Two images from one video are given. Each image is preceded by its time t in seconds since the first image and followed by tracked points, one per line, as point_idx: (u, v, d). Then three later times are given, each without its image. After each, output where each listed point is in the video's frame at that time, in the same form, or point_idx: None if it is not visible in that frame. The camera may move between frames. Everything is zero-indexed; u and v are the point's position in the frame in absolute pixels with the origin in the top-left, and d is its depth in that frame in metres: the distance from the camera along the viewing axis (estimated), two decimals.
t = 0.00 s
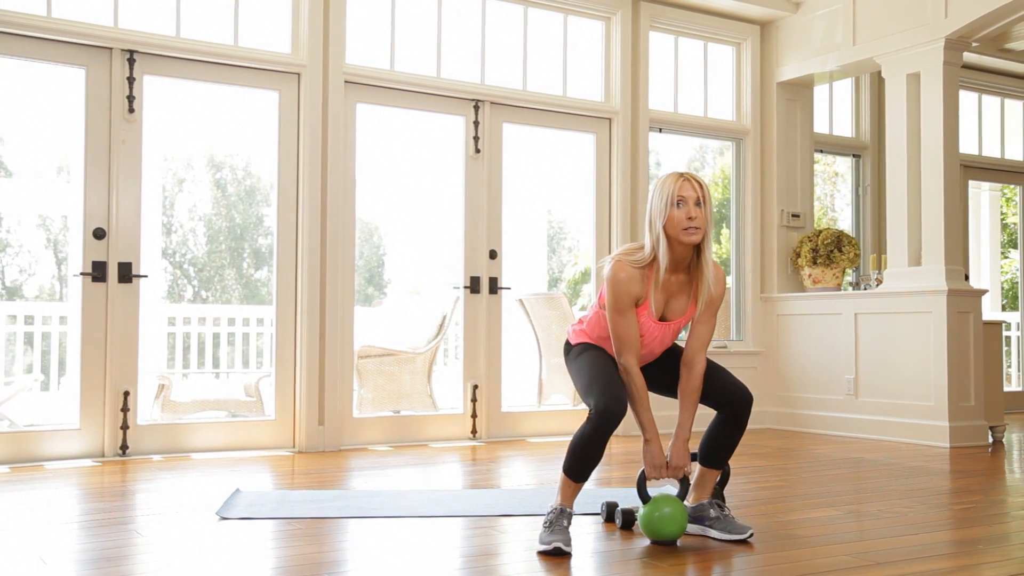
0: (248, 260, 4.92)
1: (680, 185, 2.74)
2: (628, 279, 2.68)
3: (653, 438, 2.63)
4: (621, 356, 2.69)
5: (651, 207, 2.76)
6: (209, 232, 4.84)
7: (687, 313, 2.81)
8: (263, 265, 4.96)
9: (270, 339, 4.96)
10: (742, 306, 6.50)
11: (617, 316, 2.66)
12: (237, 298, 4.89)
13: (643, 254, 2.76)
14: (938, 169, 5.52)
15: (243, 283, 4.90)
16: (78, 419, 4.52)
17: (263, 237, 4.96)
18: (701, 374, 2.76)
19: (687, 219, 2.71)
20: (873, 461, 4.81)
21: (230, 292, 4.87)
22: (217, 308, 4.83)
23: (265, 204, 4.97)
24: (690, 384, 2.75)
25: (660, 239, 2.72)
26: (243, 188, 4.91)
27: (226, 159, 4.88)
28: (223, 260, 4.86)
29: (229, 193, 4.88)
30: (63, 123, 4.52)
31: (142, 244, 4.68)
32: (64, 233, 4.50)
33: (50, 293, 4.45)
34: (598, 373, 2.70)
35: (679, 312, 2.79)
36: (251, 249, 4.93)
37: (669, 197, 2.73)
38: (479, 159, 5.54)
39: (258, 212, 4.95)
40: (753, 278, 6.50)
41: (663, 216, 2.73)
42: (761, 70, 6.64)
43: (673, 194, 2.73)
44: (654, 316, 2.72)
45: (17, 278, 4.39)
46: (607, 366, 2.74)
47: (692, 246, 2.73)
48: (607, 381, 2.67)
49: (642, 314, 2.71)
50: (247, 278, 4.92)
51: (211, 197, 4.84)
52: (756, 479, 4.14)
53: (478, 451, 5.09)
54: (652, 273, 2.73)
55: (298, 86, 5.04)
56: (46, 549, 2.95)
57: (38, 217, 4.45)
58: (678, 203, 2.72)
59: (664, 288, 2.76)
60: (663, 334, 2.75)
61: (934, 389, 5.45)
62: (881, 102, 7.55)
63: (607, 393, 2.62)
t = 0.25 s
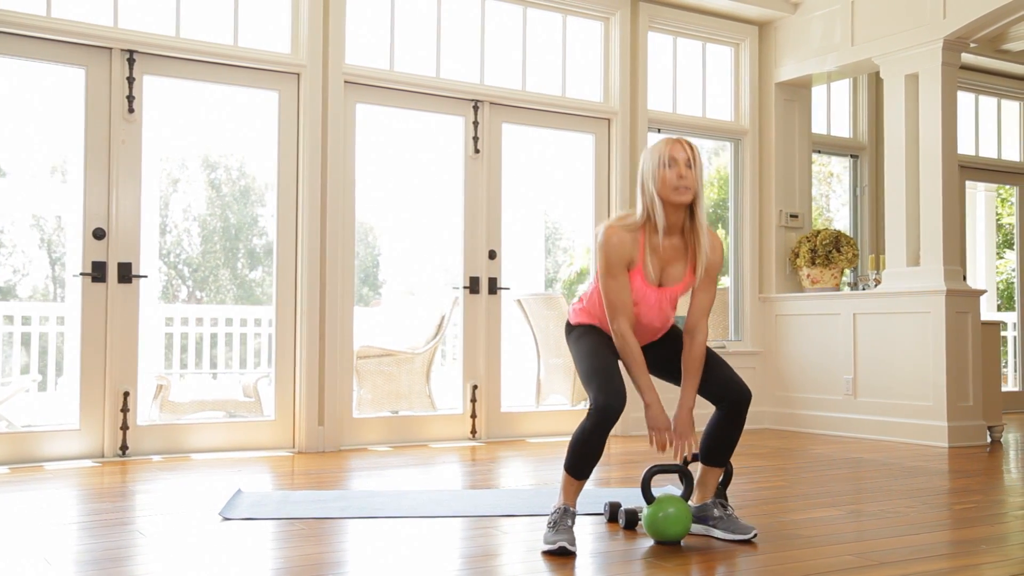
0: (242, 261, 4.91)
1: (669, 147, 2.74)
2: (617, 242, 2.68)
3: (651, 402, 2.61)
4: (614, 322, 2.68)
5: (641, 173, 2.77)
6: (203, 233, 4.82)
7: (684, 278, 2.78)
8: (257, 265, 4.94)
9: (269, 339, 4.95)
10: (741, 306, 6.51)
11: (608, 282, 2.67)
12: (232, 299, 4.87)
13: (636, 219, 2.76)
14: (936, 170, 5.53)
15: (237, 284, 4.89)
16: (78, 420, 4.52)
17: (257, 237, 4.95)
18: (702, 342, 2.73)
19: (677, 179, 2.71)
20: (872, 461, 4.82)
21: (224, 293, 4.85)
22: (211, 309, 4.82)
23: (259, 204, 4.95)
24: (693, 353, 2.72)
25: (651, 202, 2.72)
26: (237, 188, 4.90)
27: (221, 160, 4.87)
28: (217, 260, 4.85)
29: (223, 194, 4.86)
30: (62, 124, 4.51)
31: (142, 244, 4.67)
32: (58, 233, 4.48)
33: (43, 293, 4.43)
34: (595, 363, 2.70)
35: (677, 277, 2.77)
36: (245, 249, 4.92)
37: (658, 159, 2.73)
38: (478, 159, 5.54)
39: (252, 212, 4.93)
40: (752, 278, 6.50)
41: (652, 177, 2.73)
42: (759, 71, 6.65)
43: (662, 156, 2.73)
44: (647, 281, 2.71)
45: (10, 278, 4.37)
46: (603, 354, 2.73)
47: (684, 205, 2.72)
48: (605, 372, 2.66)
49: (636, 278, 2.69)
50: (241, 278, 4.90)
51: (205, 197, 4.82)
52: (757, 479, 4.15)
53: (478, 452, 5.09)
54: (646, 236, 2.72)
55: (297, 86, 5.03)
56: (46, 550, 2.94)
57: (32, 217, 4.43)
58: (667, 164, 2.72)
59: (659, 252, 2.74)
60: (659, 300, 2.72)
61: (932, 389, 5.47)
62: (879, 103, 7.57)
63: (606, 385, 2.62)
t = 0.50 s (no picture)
0: (236, 261, 4.89)
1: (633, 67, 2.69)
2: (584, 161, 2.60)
3: (619, 325, 2.52)
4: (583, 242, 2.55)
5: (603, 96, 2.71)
6: (197, 233, 4.80)
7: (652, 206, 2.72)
8: (251, 266, 4.93)
9: (266, 341, 4.95)
10: (739, 307, 6.53)
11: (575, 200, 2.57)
12: (226, 300, 4.86)
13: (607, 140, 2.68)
14: (933, 171, 5.54)
15: (231, 284, 4.87)
16: (77, 420, 4.51)
17: (252, 238, 4.93)
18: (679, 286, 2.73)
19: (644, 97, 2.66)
20: (870, 461, 4.83)
21: (218, 294, 4.84)
22: (206, 309, 4.80)
23: (253, 204, 4.93)
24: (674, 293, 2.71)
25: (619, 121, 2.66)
26: (231, 189, 4.88)
27: (215, 160, 4.85)
28: (211, 260, 4.83)
29: (217, 194, 4.85)
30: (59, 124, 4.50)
31: (141, 245, 4.66)
32: (52, 233, 4.46)
33: (37, 293, 4.42)
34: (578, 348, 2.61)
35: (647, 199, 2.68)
36: (239, 249, 4.90)
37: (625, 80, 2.68)
38: (477, 160, 5.54)
39: (247, 213, 4.92)
40: (749, 279, 6.52)
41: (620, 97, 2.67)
42: (757, 72, 6.66)
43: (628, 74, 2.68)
44: (615, 200, 2.63)
45: (4, 278, 4.36)
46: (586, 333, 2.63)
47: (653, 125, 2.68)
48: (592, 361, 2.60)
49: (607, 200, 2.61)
50: (235, 279, 4.89)
51: (199, 197, 4.81)
52: (756, 479, 4.15)
53: (477, 453, 5.09)
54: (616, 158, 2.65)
55: (297, 86, 5.03)
56: (47, 551, 2.94)
57: (25, 217, 4.42)
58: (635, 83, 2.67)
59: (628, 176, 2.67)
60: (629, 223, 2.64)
61: (930, 389, 5.48)
62: (876, 103, 7.58)
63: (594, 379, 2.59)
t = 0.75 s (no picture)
0: (231, 262, 4.88)
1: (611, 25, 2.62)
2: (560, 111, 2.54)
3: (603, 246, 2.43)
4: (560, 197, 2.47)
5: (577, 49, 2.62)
6: (192, 234, 4.79)
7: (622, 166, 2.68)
8: (246, 266, 4.91)
9: (263, 342, 4.94)
10: (738, 307, 6.53)
11: (550, 149, 2.50)
12: (220, 300, 4.84)
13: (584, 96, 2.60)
14: (931, 171, 5.55)
15: (225, 285, 4.86)
16: (77, 421, 4.50)
17: (246, 238, 4.92)
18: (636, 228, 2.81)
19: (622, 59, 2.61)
20: (869, 461, 4.84)
21: (213, 294, 4.82)
22: (200, 310, 4.79)
23: (248, 205, 4.92)
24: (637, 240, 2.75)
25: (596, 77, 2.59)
26: (226, 189, 4.87)
27: (209, 160, 4.84)
28: (206, 261, 4.82)
29: (212, 194, 4.84)
30: (57, 124, 4.49)
31: (140, 245, 4.66)
32: (46, 233, 4.45)
33: (31, 294, 4.40)
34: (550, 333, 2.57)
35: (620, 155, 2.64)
36: (234, 250, 4.89)
37: (608, 40, 2.60)
38: (477, 160, 5.54)
39: (241, 214, 4.91)
40: (747, 279, 6.52)
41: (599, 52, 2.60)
42: (755, 73, 6.67)
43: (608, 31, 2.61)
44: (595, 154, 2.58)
45: None
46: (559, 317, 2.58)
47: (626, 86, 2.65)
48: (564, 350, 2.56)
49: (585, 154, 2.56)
50: (230, 280, 4.87)
51: (194, 198, 4.79)
52: (755, 480, 4.16)
53: (477, 453, 5.09)
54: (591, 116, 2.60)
55: (296, 86, 5.03)
56: (47, 553, 2.94)
57: (19, 218, 4.40)
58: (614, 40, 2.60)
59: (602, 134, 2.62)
60: (605, 180, 2.60)
61: (928, 390, 5.49)
62: (873, 104, 7.60)
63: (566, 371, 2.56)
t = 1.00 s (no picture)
0: (225, 262, 4.86)
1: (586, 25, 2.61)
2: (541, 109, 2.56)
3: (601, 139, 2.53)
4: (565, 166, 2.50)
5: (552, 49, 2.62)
6: (187, 234, 4.78)
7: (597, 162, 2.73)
8: (240, 267, 4.90)
9: (260, 342, 4.93)
10: (735, 308, 6.53)
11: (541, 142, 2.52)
12: (214, 301, 4.83)
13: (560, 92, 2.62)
14: (929, 172, 5.57)
15: (220, 286, 4.84)
16: (75, 422, 4.49)
17: (241, 239, 4.90)
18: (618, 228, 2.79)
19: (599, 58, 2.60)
20: (866, 462, 4.85)
21: (207, 295, 4.81)
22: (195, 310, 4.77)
23: (243, 205, 4.91)
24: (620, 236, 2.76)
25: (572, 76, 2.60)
26: (220, 189, 4.86)
27: (204, 161, 4.83)
28: (200, 262, 4.80)
29: (206, 194, 4.83)
30: (55, 124, 4.48)
31: (139, 245, 4.65)
32: (40, 234, 4.43)
33: (25, 295, 4.38)
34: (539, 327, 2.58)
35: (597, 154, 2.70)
36: (228, 251, 4.87)
37: (588, 42, 2.59)
38: (475, 160, 5.54)
39: (236, 214, 4.89)
40: (744, 280, 6.53)
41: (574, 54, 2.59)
42: (752, 74, 6.68)
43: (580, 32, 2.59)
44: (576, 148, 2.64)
45: None
46: (546, 312, 2.59)
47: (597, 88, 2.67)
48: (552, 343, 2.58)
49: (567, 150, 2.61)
50: (225, 280, 4.86)
51: (188, 198, 4.78)
52: (754, 480, 4.17)
53: (475, 453, 5.09)
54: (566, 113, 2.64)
55: (295, 87, 5.02)
56: (47, 554, 2.93)
57: (12, 218, 4.38)
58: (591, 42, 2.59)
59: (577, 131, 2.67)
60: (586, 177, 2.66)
61: (925, 390, 5.50)
62: (869, 105, 7.61)
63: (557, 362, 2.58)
